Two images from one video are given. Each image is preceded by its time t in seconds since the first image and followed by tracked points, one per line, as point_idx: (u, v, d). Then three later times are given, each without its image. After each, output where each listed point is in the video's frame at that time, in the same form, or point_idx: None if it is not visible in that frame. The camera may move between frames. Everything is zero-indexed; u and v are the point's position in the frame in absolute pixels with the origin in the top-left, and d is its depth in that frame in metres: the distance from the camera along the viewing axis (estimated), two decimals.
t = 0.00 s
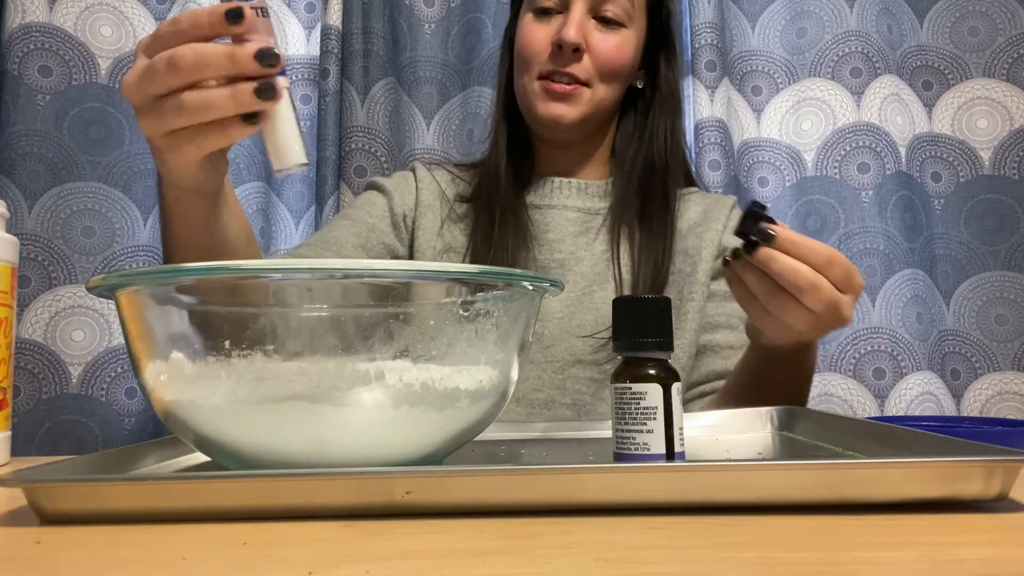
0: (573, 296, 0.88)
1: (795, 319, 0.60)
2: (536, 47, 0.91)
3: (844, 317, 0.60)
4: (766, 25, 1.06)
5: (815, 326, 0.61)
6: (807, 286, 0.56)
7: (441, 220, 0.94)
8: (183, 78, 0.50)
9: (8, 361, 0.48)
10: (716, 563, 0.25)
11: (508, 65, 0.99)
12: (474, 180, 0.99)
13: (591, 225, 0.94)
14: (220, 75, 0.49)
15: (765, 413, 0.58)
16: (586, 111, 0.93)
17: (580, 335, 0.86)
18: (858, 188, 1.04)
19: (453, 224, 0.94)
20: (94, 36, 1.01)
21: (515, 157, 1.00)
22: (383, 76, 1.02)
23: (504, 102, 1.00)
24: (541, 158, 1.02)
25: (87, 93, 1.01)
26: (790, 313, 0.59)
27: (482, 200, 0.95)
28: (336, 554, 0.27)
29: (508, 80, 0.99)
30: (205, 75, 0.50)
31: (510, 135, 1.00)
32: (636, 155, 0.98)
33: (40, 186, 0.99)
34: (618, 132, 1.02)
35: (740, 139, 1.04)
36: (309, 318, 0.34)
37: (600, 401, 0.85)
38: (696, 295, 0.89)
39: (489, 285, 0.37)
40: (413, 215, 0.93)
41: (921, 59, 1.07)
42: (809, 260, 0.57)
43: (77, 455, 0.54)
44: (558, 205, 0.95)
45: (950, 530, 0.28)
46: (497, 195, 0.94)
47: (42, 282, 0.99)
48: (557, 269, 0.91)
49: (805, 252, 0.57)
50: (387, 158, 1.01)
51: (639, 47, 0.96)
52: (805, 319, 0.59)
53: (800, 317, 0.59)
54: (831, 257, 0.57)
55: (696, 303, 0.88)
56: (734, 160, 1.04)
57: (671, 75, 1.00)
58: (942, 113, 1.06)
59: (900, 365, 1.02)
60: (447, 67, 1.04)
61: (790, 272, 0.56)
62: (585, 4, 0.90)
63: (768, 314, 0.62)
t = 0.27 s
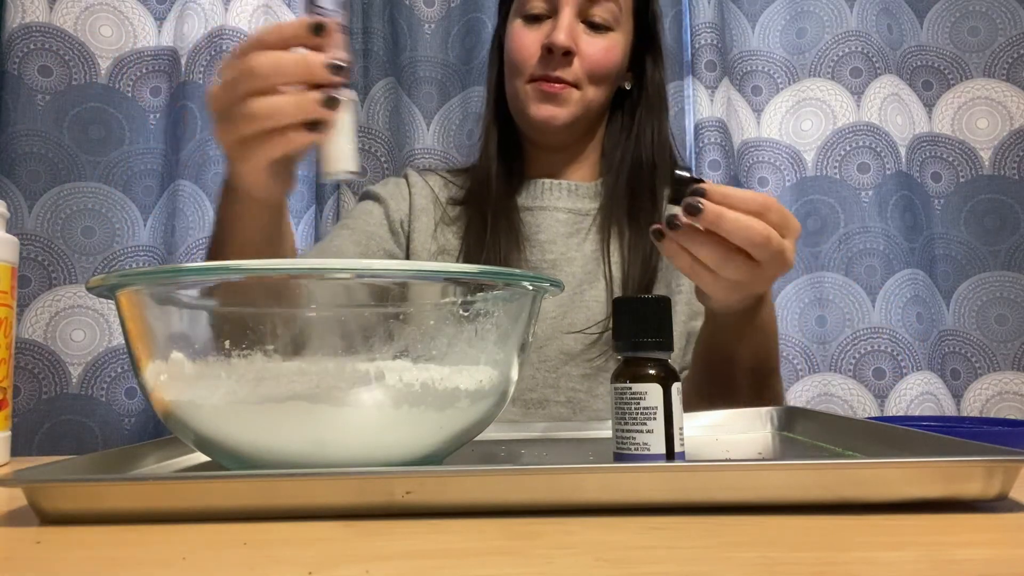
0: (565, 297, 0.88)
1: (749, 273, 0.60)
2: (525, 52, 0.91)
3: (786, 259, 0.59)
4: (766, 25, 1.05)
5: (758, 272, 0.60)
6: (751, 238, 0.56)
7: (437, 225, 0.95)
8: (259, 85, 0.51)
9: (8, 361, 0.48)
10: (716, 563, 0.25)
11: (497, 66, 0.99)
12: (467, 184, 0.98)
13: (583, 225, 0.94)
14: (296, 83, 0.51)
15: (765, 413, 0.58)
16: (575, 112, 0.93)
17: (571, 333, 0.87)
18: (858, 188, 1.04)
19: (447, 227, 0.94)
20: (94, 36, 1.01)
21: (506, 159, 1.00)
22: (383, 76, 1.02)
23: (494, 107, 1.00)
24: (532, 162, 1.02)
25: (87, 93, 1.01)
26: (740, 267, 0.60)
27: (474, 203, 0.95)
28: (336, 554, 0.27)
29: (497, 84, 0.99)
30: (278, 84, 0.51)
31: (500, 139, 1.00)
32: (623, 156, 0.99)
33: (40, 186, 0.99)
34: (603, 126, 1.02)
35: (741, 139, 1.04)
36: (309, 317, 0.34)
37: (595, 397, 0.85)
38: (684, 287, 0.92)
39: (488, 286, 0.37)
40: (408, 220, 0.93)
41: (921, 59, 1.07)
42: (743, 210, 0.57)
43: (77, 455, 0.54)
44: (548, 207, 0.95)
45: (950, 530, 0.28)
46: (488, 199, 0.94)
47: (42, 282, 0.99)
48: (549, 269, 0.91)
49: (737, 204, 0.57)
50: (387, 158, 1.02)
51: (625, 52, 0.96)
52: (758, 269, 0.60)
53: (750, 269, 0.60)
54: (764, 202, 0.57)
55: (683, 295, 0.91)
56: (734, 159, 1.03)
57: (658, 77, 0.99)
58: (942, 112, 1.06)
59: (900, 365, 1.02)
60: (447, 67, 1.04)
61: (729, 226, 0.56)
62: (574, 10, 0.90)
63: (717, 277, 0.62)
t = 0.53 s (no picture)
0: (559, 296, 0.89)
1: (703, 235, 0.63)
2: (515, 52, 0.95)
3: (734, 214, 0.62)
4: (766, 25, 1.05)
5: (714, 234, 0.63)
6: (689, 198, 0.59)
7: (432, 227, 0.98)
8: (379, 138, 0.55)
9: (8, 362, 0.48)
10: (716, 563, 0.25)
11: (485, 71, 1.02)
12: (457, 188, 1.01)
13: (574, 226, 0.95)
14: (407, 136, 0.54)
15: (765, 413, 0.58)
16: (565, 110, 0.98)
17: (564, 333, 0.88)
18: (858, 188, 1.04)
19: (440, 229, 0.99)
20: (94, 36, 1.01)
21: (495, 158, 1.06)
22: (383, 77, 1.02)
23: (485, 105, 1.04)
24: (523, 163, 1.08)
25: (87, 92, 1.01)
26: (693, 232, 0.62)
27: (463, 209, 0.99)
28: (336, 554, 0.27)
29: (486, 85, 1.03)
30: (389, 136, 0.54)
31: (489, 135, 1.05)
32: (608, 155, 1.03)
33: (40, 186, 0.99)
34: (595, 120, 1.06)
35: (741, 139, 1.04)
36: (309, 317, 0.34)
37: (589, 396, 0.85)
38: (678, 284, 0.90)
39: (489, 285, 0.37)
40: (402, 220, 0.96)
41: (921, 59, 1.07)
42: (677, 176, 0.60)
43: (76, 455, 0.54)
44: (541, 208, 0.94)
45: (950, 530, 0.28)
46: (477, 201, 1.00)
47: (42, 282, 0.99)
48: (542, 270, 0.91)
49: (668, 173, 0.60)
50: (387, 159, 1.01)
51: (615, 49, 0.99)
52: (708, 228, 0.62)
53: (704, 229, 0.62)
54: (689, 163, 0.60)
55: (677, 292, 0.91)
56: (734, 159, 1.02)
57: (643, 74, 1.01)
58: (942, 113, 1.06)
59: (900, 365, 1.02)
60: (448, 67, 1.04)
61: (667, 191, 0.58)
62: (562, 7, 0.93)
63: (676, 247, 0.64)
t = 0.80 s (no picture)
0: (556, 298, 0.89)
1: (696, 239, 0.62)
2: (498, 52, 0.93)
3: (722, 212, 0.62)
4: (766, 25, 1.05)
5: (710, 238, 0.63)
6: (676, 210, 0.59)
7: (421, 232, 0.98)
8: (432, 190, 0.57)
9: (8, 362, 0.48)
10: (715, 563, 0.25)
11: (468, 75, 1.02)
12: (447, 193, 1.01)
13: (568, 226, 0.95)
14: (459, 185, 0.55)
15: (765, 413, 0.58)
16: (552, 112, 0.95)
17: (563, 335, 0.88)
18: (858, 188, 1.04)
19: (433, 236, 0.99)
20: (94, 36, 1.01)
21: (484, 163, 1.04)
22: (383, 77, 1.02)
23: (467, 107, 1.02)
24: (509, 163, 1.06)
25: (87, 93, 1.01)
26: (688, 242, 0.61)
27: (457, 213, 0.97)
28: (336, 554, 0.27)
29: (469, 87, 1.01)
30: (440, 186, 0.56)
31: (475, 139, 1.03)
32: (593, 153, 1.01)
33: (41, 186, 0.99)
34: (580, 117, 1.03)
35: (741, 138, 1.04)
36: (309, 317, 0.34)
37: (589, 398, 0.85)
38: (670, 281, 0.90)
39: (489, 286, 0.37)
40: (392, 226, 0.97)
41: (921, 59, 1.07)
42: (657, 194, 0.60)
43: (77, 455, 0.54)
44: (533, 210, 0.97)
45: (950, 530, 0.28)
46: (467, 203, 0.97)
47: (42, 282, 0.99)
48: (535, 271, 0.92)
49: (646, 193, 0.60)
50: (388, 159, 1.02)
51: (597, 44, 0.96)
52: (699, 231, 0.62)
53: (695, 234, 0.61)
54: (663, 178, 0.61)
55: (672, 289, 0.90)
56: (734, 160, 1.02)
57: (625, 66, 0.99)
58: (942, 113, 1.06)
59: (900, 365, 1.02)
60: (447, 67, 1.04)
61: (652, 209, 0.58)
62: (542, 4, 0.91)
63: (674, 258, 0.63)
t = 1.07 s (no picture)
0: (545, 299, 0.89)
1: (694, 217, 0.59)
2: (483, 55, 0.92)
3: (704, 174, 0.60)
4: (766, 25, 1.05)
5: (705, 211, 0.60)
6: (666, 197, 0.56)
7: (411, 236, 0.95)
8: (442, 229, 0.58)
9: (8, 362, 0.48)
10: (715, 563, 0.25)
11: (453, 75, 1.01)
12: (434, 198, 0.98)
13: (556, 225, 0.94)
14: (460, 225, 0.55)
15: (765, 413, 0.58)
16: (539, 115, 0.94)
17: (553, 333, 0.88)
18: (858, 188, 1.04)
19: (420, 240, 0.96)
20: (94, 36, 1.01)
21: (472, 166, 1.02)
22: (383, 77, 1.02)
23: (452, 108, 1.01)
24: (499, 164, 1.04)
25: (87, 92, 1.01)
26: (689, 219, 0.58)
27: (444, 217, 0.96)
28: (336, 554, 0.27)
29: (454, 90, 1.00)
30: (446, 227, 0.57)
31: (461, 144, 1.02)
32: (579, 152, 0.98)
33: (40, 186, 0.99)
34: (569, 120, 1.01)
35: (741, 139, 1.04)
36: (309, 317, 0.34)
37: (582, 396, 0.85)
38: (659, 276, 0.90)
39: (489, 286, 0.37)
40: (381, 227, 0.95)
41: (921, 59, 1.07)
42: (643, 187, 0.57)
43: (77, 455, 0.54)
44: (520, 211, 0.96)
45: (950, 530, 0.28)
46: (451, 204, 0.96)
47: (42, 282, 0.99)
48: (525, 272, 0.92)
49: (631, 189, 0.57)
50: (387, 159, 1.02)
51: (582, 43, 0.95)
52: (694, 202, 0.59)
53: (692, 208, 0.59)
54: (640, 167, 0.57)
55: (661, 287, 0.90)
56: (734, 159, 1.03)
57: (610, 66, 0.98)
58: (942, 113, 1.06)
59: (900, 365, 1.02)
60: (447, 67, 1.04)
61: (642, 202, 0.55)
62: (526, 5, 0.90)
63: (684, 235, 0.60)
